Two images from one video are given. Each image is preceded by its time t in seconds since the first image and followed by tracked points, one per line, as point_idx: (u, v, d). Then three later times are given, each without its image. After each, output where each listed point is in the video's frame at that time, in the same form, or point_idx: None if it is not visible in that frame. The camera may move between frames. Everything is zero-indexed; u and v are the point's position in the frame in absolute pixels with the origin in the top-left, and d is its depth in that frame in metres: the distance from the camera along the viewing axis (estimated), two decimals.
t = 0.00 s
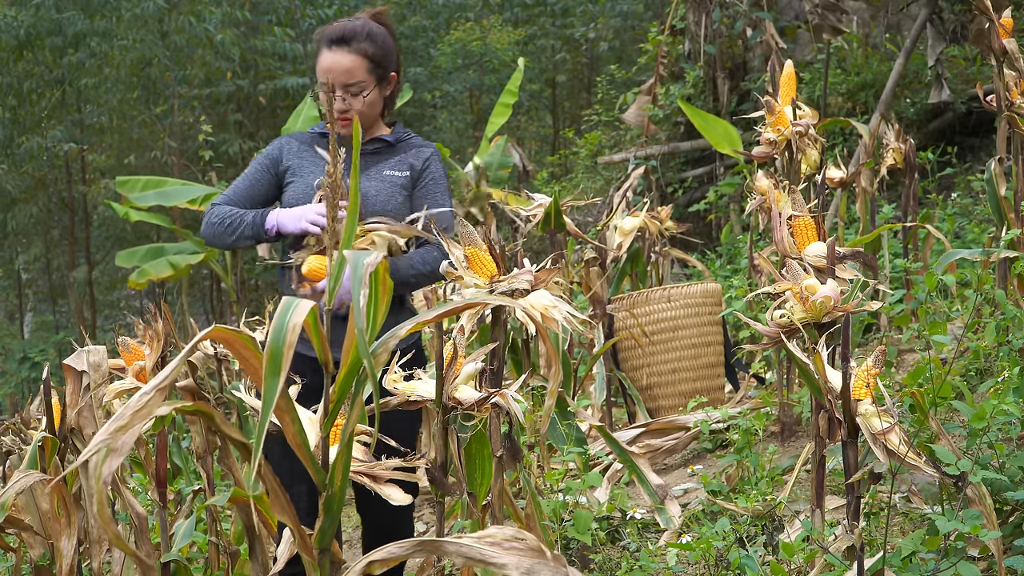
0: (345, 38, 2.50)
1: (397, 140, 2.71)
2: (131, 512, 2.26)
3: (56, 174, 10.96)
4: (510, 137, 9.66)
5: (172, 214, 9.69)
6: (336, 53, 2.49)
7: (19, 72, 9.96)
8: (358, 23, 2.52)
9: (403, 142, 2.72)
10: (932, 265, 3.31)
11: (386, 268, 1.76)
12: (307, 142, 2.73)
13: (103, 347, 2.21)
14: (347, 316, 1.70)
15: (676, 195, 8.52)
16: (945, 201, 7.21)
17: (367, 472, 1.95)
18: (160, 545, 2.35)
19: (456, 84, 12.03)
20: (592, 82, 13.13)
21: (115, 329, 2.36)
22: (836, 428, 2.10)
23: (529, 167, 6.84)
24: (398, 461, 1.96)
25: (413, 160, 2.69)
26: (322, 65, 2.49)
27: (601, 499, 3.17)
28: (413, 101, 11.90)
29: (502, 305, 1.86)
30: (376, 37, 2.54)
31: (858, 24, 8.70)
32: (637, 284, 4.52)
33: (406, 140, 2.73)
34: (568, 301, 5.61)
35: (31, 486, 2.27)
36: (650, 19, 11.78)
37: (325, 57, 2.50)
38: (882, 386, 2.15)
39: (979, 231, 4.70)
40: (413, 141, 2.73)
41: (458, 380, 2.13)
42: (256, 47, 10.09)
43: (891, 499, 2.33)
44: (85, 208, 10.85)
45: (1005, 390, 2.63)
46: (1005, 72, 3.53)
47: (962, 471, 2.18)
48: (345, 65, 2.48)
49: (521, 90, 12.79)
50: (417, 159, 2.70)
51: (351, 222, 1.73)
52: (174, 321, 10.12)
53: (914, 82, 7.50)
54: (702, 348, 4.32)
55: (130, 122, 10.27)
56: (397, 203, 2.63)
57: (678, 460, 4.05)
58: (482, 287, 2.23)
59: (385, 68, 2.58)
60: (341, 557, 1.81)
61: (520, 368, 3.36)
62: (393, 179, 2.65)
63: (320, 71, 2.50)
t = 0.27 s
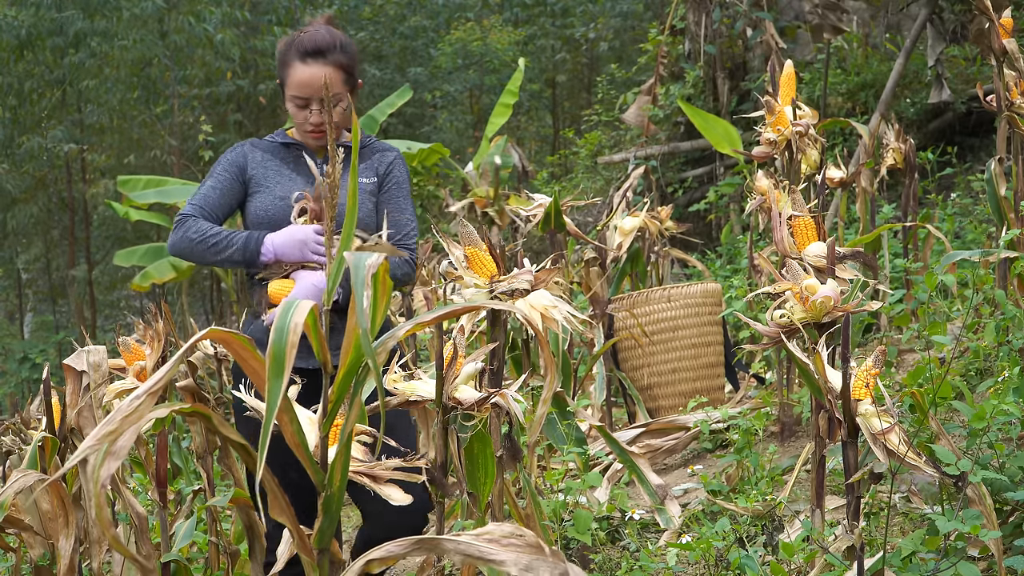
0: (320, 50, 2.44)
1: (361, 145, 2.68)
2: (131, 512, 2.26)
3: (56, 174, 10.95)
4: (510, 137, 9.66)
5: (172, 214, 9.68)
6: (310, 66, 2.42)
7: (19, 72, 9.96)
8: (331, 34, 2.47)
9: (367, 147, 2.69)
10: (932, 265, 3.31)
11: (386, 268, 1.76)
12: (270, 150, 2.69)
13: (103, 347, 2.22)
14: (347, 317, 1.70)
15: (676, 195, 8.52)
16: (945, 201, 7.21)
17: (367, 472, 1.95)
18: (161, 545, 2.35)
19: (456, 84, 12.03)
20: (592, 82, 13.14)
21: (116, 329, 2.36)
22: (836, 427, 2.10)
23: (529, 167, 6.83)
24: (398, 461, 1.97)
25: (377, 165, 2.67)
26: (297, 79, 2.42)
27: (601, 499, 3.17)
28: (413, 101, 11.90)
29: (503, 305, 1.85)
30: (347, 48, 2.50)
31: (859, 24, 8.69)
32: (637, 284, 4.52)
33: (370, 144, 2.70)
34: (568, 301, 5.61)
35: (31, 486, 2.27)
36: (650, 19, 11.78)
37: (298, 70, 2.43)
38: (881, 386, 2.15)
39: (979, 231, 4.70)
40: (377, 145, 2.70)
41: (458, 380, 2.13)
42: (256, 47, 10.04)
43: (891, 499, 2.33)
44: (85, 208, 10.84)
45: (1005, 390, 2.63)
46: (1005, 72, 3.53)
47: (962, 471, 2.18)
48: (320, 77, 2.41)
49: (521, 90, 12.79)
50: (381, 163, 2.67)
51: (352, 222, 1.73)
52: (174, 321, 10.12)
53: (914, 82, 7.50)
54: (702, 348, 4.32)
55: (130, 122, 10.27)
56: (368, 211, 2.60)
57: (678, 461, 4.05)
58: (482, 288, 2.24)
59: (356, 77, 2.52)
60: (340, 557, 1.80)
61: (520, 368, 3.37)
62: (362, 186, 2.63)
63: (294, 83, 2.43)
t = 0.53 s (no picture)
0: (310, 50, 2.42)
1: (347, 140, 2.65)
2: (129, 511, 2.26)
3: (56, 174, 10.95)
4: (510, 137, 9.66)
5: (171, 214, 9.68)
6: (300, 67, 2.40)
7: (19, 72, 9.95)
8: (319, 32, 2.45)
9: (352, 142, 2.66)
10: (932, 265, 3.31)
11: (385, 267, 1.76)
12: (257, 141, 2.65)
13: (103, 346, 2.22)
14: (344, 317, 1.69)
15: (676, 195, 8.52)
16: (945, 201, 7.21)
17: (367, 472, 1.95)
18: (161, 546, 2.35)
19: (456, 84, 12.02)
20: (592, 82, 13.14)
21: (116, 329, 2.36)
22: (836, 428, 2.10)
23: (529, 168, 6.83)
24: (398, 461, 1.97)
25: (362, 159, 2.64)
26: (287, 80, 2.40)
27: (601, 499, 3.17)
28: (413, 101, 11.91)
29: (502, 305, 1.85)
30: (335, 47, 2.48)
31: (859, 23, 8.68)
32: (637, 284, 4.52)
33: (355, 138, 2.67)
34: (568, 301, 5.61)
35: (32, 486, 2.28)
36: (650, 20, 11.78)
37: (288, 71, 2.41)
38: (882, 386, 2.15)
39: (979, 231, 4.70)
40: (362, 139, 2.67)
41: (458, 380, 2.13)
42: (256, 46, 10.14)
43: (891, 499, 2.33)
44: (85, 208, 10.84)
45: (1005, 390, 2.62)
46: (1005, 72, 3.53)
47: (962, 471, 2.18)
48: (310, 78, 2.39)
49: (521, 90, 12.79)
50: (366, 158, 2.65)
51: (350, 221, 1.73)
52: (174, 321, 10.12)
53: (914, 82, 7.50)
54: (702, 348, 4.32)
55: (130, 122, 10.26)
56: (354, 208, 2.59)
57: (678, 461, 4.05)
58: (482, 288, 2.24)
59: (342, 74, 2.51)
60: (339, 557, 1.80)
61: (520, 368, 3.36)
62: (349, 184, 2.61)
63: (284, 83, 2.42)
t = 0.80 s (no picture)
0: (329, 44, 2.40)
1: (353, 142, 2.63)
2: (129, 512, 2.26)
3: (57, 174, 10.94)
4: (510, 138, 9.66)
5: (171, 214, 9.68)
6: (320, 61, 2.37)
7: (19, 72, 9.96)
8: (339, 30, 2.44)
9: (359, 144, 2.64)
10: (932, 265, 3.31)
11: (384, 267, 1.76)
12: (269, 138, 2.60)
13: (103, 347, 2.22)
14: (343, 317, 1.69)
15: (676, 195, 8.52)
16: (945, 201, 7.21)
17: (367, 472, 1.95)
18: (161, 545, 2.35)
19: (456, 84, 12.02)
20: (592, 82, 13.14)
21: (115, 329, 2.36)
22: (836, 428, 2.10)
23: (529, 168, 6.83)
24: (398, 461, 1.97)
25: (368, 163, 2.63)
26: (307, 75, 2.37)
27: (601, 499, 3.17)
28: (413, 101, 11.90)
29: (501, 305, 1.85)
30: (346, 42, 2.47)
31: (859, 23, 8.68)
32: (637, 284, 4.52)
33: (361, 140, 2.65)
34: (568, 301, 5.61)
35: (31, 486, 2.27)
36: (650, 19, 11.78)
37: (307, 67, 2.38)
38: (882, 386, 2.15)
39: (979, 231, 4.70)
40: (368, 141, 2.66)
41: (458, 380, 2.13)
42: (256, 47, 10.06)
43: (891, 499, 2.33)
44: (85, 208, 10.84)
45: (1005, 390, 2.62)
46: (1005, 72, 3.52)
47: (962, 471, 2.18)
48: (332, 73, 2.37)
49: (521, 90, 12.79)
50: (372, 162, 2.63)
51: (348, 222, 1.72)
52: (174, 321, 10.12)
53: (914, 82, 7.50)
54: (702, 348, 4.32)
55: (130, 122, 10.26)
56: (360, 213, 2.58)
57: (678, 461, 4.05)
58: (482, 288, 2.24)
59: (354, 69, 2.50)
60: (339, 558, 1.80)
61: (519, 368, 3.36)
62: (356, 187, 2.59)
63: (304, 79, 2.38)
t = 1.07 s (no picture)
0: (349, 37, 2.43)
1: (367, 146, 2.65)
2: (131, 513, 2.26)
3: (56, 174, 10.93)
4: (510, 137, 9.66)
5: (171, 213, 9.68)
6: (343, 51, 2.38)
7: (20, 72, 10.00)
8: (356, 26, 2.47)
9: (372, 149, 2.66)
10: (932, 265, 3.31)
11: (383, 267, 1.75)
12: (278, 148, 2.60)
13: (103, 347, 2.22)
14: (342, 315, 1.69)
15: (676, 195, 8.53)
16: (945, 201, 7.21)
17: (367, 472, 1.95)
18: (161, 545, 2.36)
19: (456, 84, 12.02)
20: (592, 82, 13.14)
21: (115, 329, 2.36)
22: (836, 428, 2.10)
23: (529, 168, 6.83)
24: (398, 461, 1.97)
25: (382, 168, 2.65)
26: (330, 65, 2.36)
27: (601, 499, 3.17)
28: (413, 101, 11.90)
29: (502, 304, 1.84)
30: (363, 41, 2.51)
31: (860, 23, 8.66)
32: (637, 284, 4.52)
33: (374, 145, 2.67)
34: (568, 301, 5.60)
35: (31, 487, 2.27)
36: (649, 19, 11.78)
37: (330, 56, 2.38)
38: (881, 386, 2.15)
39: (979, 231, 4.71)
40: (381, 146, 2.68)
41: (458, 380, 2.13)
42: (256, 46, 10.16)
43: (891, 499, 2.33)
44: (85, 208, 10.84)
45: (1005, 390, 2.62)
46: (1005, 72, 3.52)
47: (961, 471, 2.18)
48: (354, 64, 2.38)
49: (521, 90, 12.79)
50: (386, 166, 2.66)
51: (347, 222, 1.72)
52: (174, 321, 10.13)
53: (914, 82, 7.50)
54: (702, 348, 4.32)
55: (130, 122, 10.26)
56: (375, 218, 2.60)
57: (678, 461, 4.05)
58: (482, 288, 2.24)
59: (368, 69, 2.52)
60: (338, 557, 1.80)
61: (520, 368, 3.36)
62: (371, 192, 2.62)
63: (327, 69, 2.36)
